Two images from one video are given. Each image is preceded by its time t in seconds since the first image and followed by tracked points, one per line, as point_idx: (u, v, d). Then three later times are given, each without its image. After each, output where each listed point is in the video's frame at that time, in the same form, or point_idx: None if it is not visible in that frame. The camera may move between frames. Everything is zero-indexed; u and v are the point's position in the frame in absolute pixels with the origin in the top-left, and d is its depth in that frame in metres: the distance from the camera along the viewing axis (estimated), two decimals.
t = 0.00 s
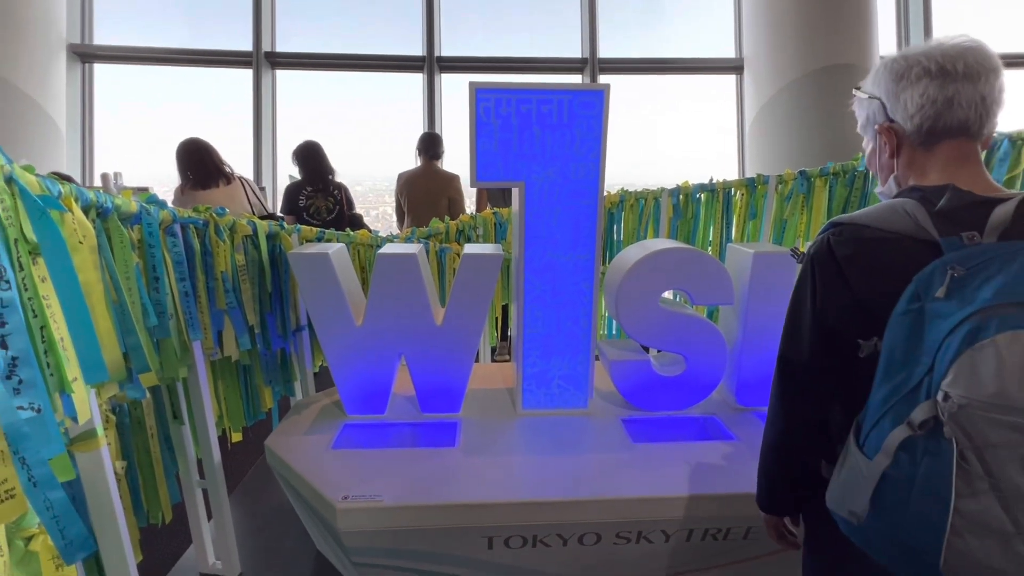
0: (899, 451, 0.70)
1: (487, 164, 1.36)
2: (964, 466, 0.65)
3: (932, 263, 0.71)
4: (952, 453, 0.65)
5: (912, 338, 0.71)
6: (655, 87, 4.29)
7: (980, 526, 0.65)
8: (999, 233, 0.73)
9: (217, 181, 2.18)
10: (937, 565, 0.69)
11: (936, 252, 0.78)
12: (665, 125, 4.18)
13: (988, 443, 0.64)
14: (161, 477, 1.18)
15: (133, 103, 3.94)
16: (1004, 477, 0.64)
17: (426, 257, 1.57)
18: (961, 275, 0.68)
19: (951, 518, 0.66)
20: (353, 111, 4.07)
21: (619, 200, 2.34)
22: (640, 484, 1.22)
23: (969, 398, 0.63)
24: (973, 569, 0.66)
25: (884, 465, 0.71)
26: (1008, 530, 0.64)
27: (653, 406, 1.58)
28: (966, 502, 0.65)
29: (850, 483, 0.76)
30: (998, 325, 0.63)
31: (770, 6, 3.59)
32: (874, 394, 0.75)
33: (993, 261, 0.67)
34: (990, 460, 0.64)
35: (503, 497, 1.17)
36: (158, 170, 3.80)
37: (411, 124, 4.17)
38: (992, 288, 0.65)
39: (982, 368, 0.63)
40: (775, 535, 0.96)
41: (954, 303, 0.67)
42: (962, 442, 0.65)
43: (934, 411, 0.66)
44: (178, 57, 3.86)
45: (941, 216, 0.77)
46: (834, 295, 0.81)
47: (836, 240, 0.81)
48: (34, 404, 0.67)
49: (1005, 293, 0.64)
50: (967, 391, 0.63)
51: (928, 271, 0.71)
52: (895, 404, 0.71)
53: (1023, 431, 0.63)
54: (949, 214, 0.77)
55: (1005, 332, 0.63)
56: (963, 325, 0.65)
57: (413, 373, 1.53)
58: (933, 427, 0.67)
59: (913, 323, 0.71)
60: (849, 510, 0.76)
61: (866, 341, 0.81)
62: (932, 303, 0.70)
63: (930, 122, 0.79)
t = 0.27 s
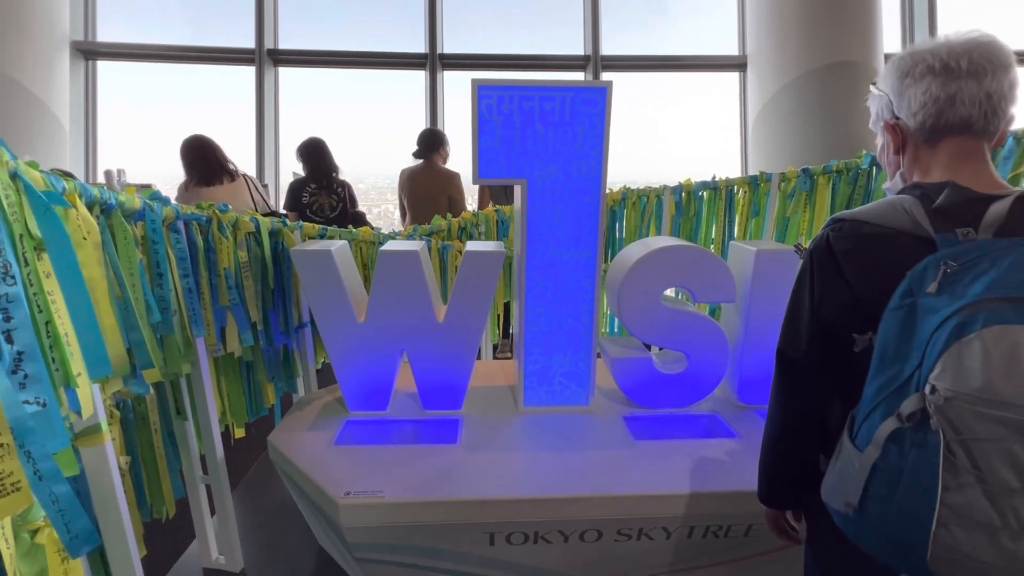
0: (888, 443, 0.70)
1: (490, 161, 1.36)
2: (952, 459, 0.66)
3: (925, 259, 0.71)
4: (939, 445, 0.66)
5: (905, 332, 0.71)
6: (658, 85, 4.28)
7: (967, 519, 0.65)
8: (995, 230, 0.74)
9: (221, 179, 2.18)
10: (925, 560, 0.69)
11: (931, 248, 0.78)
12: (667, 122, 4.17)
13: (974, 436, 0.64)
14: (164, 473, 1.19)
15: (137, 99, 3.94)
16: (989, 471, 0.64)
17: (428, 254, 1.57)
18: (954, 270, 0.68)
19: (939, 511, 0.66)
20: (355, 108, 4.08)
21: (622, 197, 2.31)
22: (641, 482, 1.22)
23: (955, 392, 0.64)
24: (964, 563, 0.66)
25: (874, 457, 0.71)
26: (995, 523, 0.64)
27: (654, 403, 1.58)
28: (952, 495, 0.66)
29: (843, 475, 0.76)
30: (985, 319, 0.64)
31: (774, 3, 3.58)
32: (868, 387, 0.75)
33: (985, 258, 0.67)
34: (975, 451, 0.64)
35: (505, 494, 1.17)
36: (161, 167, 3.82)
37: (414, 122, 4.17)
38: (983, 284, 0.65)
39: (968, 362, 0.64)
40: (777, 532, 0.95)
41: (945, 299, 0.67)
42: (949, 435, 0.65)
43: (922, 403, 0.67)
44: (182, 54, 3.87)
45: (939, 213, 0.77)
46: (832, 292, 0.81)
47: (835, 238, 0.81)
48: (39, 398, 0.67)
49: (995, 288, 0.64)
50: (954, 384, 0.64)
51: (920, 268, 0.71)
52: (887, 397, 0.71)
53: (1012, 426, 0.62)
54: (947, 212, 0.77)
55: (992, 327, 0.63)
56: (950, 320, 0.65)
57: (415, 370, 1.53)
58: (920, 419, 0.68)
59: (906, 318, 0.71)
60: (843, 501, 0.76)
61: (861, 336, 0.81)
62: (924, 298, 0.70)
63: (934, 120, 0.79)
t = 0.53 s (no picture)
0: (891, 435, 0.70)
1: (497, 158, 1.36)
2: (952, 451, 0.66)
3: (930, 253, 0.71)
4: (940, 436, 0.66)
5: (909, 325, 0.71)
6: (664, 82, 4.26)
7: (969, 511, 0.65)
8: (1001, 224, 0.74)
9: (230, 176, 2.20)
10: (926, 554, 0.69)
11: (936, 242, 0.78)
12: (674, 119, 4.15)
13: (976, 429, 0.64)
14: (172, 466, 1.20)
15: (145, 96, 3.97)
16: (992, 464, 0.64)
17: (435, 250, 1.58)
18: (959, 264, 0.68)
19: (940, 503, 0.66)
20: (362, 105, 4.09)
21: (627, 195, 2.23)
22: (646, 479, 1.22)
23: (956, 383, 0.64)
24: (966, 557, 0.66)
25: (876, 449, 0.71)
26: (997, 517, 0.64)
27: (659, 401, 1.59)
28: (954, 487, 0.66)
29: (847, 468, 0.75)
30: (987, 312, 0.63)
31: None
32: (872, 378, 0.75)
33: (990, 252, 0.67)
34: (976, 443, 0.64)
35: (510, 489, 1.17)
36: (170, 164, 3.84)
37: (420, 119, 4.18)
38: (986, 277, 0.65)
39: (971, 355, 0.63)
40: (784, 530, 0.95)
41: (949, 291, 0.67)
42: (950, 426, 0.65)
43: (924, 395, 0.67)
44: (189, 52, 3.89)
45: (945, 207, 0.77)
46: (839, 286, 0.81)
47: (842, 234, 0.81)
48: (55, 388, 0.68)
49: (999, 281, 0.64)
50: (956, 375, 0.64)
51: (925, 261, 0.71)
52: (891, 389, 0.71)
53: (1012, 418, 0.62)
54: (953, 206, 0.77)
55: (995, 319, 0.63)
56: (953, 312, 0.65)
57: (421, 366, 1.54)
58: (922, 411, 0.68)
59: (910, 311, 0.71)
60: (846, 495, 0.76)
61: (865, 329, 0.82)
62: (929, 291, 0.69)
63: (941, 116, 0.79)
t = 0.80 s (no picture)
0: (920, 427, 0.68)
1: (521, 153, 1.36)
2: (984, 444, 0.64)
3: (963, 244, 0.69)
4: (972, 428, 0.64)
5: (941, 317, 0.69)
6: (688, 77, 4.21)
7: (1002, 505, 0.63)
8: None
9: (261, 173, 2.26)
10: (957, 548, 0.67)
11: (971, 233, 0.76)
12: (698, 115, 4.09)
13: (1011, 421, 0.62)
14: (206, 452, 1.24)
15: (177, 96, 4.09)
16: None
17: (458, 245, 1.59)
18: (994, 255, 0.66)
19: (972, 497, 0.65)
20: (386, 103, 4.15)
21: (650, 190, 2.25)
22: (668, 475, 1.22)
23: (989, 374, 0.62)
24: (999, 552, 0.64)
25: (905, 441, 0.69)
26: None
27: (682, 398, 1.57)
28: (985, 481, 0.64)
29: (875, 461, 0.74)
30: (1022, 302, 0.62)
31: None
32: (902, 370, 0.74)
33: None
34: (1010, 437, 0.62)
35: (531, 482, 1.18)
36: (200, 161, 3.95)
37: (442, 116, 4.21)
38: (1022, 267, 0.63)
39: (1005, 347, 0.62)
40: (812, 525, 0.95)
41: (983, 282, 0.65)
42: (983, 419, 0.63)
43: (955, 387, 0.65)
44: (219, 52, 3.99)
45: (981, 198, 0.75)
46: (868, 277, 0.80)
47: (874, 226, 0.80)
48: (103, 370, 0.70)
49: None
50: (989, 366, 0.62)
51: (959, 252, 0.69)
52: (923, 380, 0.69)
53: None
54: (991, 196, 0.75)
55: None
56: (986, 303, 0.64)
57: (444, 359, 1.55)
58: (953, 403, 0.66)
59: (942, 303, 0.69)
60: (874, 487, 0.74)
61: (897, 322, 0.80)
62: (962, 282, 0.68)
63: (977, 108, 0.76)
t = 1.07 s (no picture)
0: (992, 427, 0.65)
1: (567, 148, 1.36)
2: None
3: None
4: None
5: (1015, 313, 0.66)
6: (732, 70, 4.10)
7: None
8: None
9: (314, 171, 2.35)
10: None
11: None
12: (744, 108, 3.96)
13: None
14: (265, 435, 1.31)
15: (230, 97, 4.28)
16: None
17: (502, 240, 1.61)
18: None
19: None
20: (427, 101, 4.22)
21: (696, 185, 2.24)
22: (716, 474, 1.20)
23: None
24: None
25: (975, 440, 0.66)
26: None
27: (727, 397, 1.54)
28: None
29: (940, 462, 0.72)
30: None
31: None
32: (972, 368, 0.71)
33: None
34: None
35: (575, 475, 1.19)
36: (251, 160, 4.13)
37: (482, 113, 4.26)
38: None
39: None
40: (869, 524, 0.93)
41: None
42: None
43: None
44: (270, 54, 4.16)
45: None
46: (933, 272, 0.77)
47: (944, 218, 0.76)
48: (187, 352, 0.74)
49: None
50: None
51: None
52: (993, 379, 0.66)
53: None
54: None
55: None
56: None
57: (487, 353, 1.58)
58: None
59: (1017, 298, 0.66)
60: (939, 488, 0.72)
61: (967, 319, 0.77)
62: None
63: None
